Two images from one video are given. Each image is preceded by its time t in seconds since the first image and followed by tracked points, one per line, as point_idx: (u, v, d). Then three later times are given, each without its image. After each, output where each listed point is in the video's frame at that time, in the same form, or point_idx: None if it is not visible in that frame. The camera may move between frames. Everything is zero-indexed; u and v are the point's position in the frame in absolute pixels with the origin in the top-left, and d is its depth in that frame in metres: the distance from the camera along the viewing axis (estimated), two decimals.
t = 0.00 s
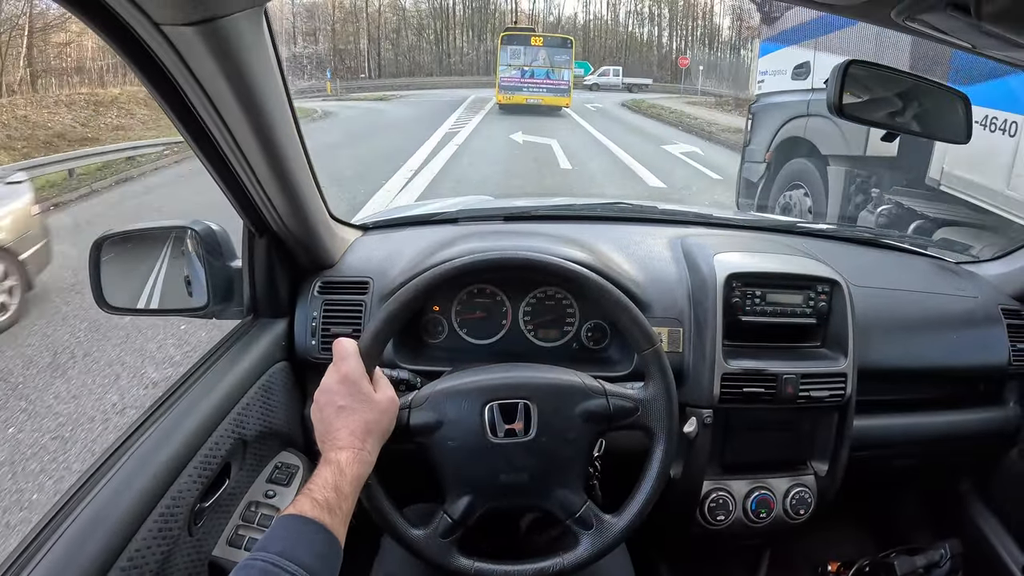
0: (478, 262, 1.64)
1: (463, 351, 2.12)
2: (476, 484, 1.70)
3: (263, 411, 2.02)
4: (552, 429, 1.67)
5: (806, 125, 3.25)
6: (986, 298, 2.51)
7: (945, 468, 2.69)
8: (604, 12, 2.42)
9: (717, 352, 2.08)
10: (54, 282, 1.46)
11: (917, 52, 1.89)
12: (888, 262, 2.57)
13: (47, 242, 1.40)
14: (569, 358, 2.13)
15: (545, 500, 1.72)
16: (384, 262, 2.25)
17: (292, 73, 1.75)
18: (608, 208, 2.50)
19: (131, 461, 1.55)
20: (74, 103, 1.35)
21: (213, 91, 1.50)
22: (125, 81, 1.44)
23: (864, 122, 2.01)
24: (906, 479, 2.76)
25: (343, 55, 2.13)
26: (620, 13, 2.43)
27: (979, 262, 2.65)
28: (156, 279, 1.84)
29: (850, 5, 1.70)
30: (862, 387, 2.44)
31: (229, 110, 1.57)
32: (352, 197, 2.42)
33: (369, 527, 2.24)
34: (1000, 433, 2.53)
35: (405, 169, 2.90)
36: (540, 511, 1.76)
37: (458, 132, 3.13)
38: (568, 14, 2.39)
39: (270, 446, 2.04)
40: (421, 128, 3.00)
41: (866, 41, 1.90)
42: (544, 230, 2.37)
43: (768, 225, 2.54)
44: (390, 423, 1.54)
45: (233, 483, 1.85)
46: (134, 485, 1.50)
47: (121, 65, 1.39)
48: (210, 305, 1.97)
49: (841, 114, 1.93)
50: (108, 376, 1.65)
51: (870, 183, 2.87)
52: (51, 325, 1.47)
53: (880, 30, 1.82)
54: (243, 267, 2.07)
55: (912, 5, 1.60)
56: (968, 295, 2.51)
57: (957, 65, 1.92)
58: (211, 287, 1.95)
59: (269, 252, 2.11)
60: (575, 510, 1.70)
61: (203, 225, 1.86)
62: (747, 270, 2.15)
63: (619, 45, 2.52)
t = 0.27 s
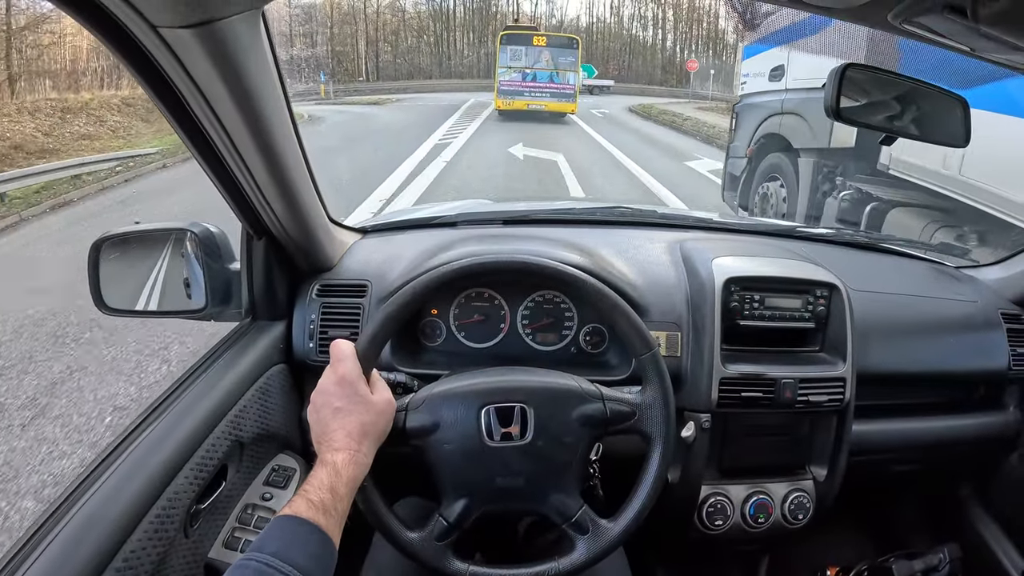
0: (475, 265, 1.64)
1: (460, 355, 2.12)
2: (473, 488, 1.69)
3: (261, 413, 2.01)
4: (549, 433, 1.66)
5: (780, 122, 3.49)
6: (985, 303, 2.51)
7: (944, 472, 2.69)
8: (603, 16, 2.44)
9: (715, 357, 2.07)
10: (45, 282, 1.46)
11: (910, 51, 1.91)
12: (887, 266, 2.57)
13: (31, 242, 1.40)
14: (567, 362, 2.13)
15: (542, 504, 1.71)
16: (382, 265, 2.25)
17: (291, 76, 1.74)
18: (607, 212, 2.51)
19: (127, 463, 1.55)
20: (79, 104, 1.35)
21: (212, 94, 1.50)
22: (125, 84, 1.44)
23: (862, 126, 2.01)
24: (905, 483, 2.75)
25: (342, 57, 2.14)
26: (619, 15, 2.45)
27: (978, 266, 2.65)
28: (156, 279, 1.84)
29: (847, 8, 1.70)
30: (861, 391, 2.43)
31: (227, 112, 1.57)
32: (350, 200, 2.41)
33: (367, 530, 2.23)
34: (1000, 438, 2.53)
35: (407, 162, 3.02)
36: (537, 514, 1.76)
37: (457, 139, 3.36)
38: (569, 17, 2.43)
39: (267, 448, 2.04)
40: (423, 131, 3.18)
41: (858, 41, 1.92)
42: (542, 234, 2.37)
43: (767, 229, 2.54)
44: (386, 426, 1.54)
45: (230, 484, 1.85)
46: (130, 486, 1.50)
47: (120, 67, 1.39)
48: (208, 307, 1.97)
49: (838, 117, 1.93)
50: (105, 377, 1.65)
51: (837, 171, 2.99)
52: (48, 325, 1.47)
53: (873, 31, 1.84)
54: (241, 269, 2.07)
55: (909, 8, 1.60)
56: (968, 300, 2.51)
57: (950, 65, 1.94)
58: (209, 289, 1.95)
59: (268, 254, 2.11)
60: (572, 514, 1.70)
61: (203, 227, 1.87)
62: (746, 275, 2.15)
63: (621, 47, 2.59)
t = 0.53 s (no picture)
0: (475, 267, 1.61)
1: (461, 358, 2.09)
2: (473, 493, 1.66)
3: (258, 416, 1.99)
4: (550, 438, 1.64)
5: (761, 121, 3.86)
6: (991, 306, 2.48)
7: (949, 477, 2.66)
8: (607, 17, 2.41)
9: (719, 360, 2.04)
10: (29, 281, 1.43)
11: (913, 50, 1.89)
12: (893, 269, 2.54)
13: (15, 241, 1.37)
14: (568, 365, 2.10)
15: (543, 509, 1.68)
16: (382, 266, 2.23)
17: (289, 75, 1.71)
18: (609, 214, 2.48)
19: (120, 467, 1.52)
20: (66, 103, 1.35)
21: (208, 91, 1.48)
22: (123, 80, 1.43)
23: (870, 127, 1.99)
24: (910, 488, 2.72)
25: (341, 57, 2.12)
26: (620, 16, 2.42)
27: (984, 269, 2.62)
28: (155, 279, 1.84)
29: (853, 7, 1.67)
30: (866, 396, 2.40)
31: (223, 109, 1.54)
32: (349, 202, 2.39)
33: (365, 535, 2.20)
34: (1007, 443, 2.50)
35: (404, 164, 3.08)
36: (538, 520, 1.73)
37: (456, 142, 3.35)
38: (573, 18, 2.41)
39: (264, 452, 2.01)
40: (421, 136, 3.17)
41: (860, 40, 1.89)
42: (544, 236, 2.34)
43: (772, 231, 2.51)
44: (384, 429, 1.51)
45: (226, 488, 1.82)
46: (123, 490, 1.47)
47: (114, 62, 1.37)
48: (206, 308, 1.96)
49: (847, 116, 1.91)
50: (99, 379, 1.62)
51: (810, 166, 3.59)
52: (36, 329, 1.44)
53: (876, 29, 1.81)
54: (239, 269, 2.05)
55: (919, 5, 1.57)
56: (974, 303, 2.48)
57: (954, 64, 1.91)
58: (206, 291, 1.93)
59: (266, 255, 2.09)
60: (573, 520, 1.67)
61: (201, 227, 1.85)
62: (751, 278, 2.12)
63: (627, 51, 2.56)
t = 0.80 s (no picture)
0: (481, 267, 1.61)
1: (465, 359, 2.09)
2: (478, 494, 1.66)
3: (262, 416, 1.98)
4: (556, 438, 1.63)
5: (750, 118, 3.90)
6: (995, 308, 2.47)
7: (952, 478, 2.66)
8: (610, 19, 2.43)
9: (724, 361, 2.04)
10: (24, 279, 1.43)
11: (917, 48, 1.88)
12: (896, 271, 2.54)
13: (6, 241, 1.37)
14: (573, 366, 2.10)
15: (548, 511, 1.67)
16: (387, 267, 2.23)
17: (296, 74, 1.71)
18: (612, 216, 2.48)
19: (124, 466, 1.51)
20: (34, 107, 1.41)
21: (214, 88, 1.47)
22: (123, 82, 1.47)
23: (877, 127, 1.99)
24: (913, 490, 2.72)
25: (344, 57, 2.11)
26: (622, 17, 2.43)
27: (987, 271, 2.62)
28: (159, 280, 1.87)
29: (858, 6, 1.67)
30: (870, 397, 2.40)
31: (229, 108, 1.54)
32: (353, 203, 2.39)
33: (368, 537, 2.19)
34: (1010, 445, 2.49)
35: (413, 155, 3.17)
36: (543, 522, 1.72)
37: (452, 148, 3.48)
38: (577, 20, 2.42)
39: (268, 452, 2.00)
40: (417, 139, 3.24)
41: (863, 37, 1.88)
42: (548, 237, 2.34)
43: (775, 233, 2.51)
44: (389, 430, 1.50)
45: (230, 488, 1.81)
46: (126, 490, 1.46)
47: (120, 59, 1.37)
48: (210, 309, 1.94)
49: (853, 117, 1.91)
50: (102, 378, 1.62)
51: (790, 160, 4.04)
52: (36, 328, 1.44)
53: (879, 27, 1.80)
54: (243, 269, 2.05)
55: (926, 4, 1.57)
56: (978, 305, 2.47)
57: (957, 64, 1.91)
58: (211, 291, 1.91)
59: (271, 255, 2.08)
60: (579, 522, 1.66)
61: (205, 227, 1.83)
62: (756, 278, 2.12)
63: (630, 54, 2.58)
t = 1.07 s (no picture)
0: (483, 266, 1.59)
1: (466, 360, 2.07)
2: (479, 496, 1.64)
3: (261, 416, 1.97)
4: (558, 440, 1.61)
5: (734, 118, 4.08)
6: (999, 309, 2.45)
7: (955, 480, 2.64)
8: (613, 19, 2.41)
9: (727, 362, 2.03)
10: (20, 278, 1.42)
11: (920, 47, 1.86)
12: (900, 272, 2.52)
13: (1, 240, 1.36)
14: (575, 367, 2.08)
15: (550, 513, 1.66)
16: (387, 267, 2.21)
17: (295, 72, 1.69)
18: (614, 216, 2.46)
19: (122, 466, 1.50)
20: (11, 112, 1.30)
21: (213, 85, 1.46)
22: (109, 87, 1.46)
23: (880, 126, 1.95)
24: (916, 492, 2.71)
25: (343, 56, 2.10)
26: (624, 17, 2.41)
27: (990, 272, 2.60)
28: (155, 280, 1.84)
29: (862, 5, 1.65)
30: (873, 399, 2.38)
31: (229, 105, 1.52)
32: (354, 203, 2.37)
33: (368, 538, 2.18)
34: (1015, 447, 2.47)
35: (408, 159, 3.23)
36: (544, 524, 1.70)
37: (450, 153, 3.50)
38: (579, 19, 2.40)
39: (267, 453, 1.99)
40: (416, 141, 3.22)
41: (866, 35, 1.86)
42: (549, 237, 2.32)
43: (778, 234, 2.49)
44: (390, 431, 1.49)
45: (228, 489, 1.80)
46: (123, 491, 1.45)
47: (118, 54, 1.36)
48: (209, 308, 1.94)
49: (858, 117, 1.86)
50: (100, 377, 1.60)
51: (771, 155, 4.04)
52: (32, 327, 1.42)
53: (884, 25, 1.78)
54: (243, 269, 2.03)
55: (932, 2, 1.55)
56: (982, 306, 2.46)
57: (960, 63, 1.89)
58: (210, 291, 1.90)
59: (271, 254, 2.07)
60: (581, 524, 1.64)
61: (204, 227, 1.82)
62: (759, 279, 2.10)
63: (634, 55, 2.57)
